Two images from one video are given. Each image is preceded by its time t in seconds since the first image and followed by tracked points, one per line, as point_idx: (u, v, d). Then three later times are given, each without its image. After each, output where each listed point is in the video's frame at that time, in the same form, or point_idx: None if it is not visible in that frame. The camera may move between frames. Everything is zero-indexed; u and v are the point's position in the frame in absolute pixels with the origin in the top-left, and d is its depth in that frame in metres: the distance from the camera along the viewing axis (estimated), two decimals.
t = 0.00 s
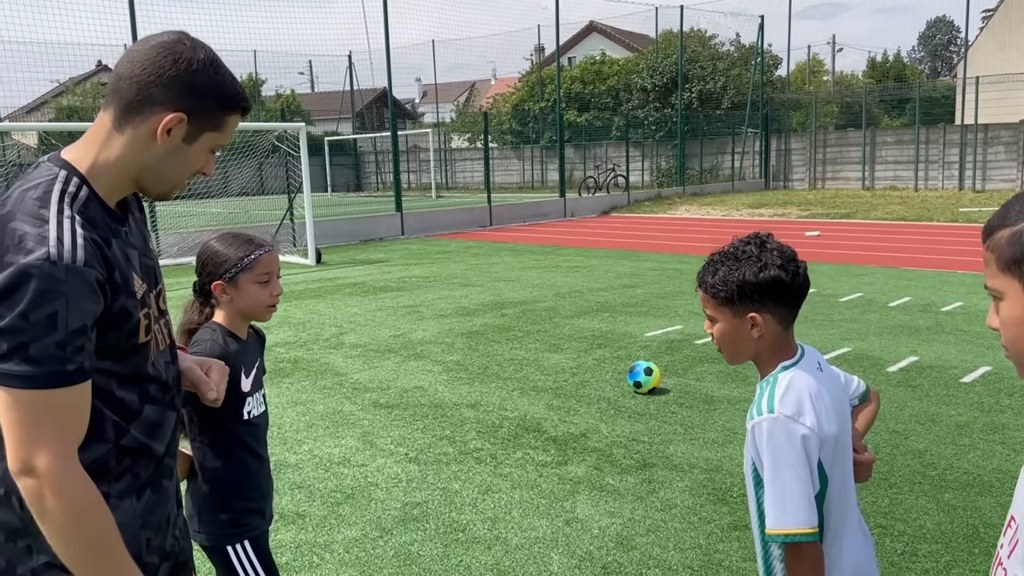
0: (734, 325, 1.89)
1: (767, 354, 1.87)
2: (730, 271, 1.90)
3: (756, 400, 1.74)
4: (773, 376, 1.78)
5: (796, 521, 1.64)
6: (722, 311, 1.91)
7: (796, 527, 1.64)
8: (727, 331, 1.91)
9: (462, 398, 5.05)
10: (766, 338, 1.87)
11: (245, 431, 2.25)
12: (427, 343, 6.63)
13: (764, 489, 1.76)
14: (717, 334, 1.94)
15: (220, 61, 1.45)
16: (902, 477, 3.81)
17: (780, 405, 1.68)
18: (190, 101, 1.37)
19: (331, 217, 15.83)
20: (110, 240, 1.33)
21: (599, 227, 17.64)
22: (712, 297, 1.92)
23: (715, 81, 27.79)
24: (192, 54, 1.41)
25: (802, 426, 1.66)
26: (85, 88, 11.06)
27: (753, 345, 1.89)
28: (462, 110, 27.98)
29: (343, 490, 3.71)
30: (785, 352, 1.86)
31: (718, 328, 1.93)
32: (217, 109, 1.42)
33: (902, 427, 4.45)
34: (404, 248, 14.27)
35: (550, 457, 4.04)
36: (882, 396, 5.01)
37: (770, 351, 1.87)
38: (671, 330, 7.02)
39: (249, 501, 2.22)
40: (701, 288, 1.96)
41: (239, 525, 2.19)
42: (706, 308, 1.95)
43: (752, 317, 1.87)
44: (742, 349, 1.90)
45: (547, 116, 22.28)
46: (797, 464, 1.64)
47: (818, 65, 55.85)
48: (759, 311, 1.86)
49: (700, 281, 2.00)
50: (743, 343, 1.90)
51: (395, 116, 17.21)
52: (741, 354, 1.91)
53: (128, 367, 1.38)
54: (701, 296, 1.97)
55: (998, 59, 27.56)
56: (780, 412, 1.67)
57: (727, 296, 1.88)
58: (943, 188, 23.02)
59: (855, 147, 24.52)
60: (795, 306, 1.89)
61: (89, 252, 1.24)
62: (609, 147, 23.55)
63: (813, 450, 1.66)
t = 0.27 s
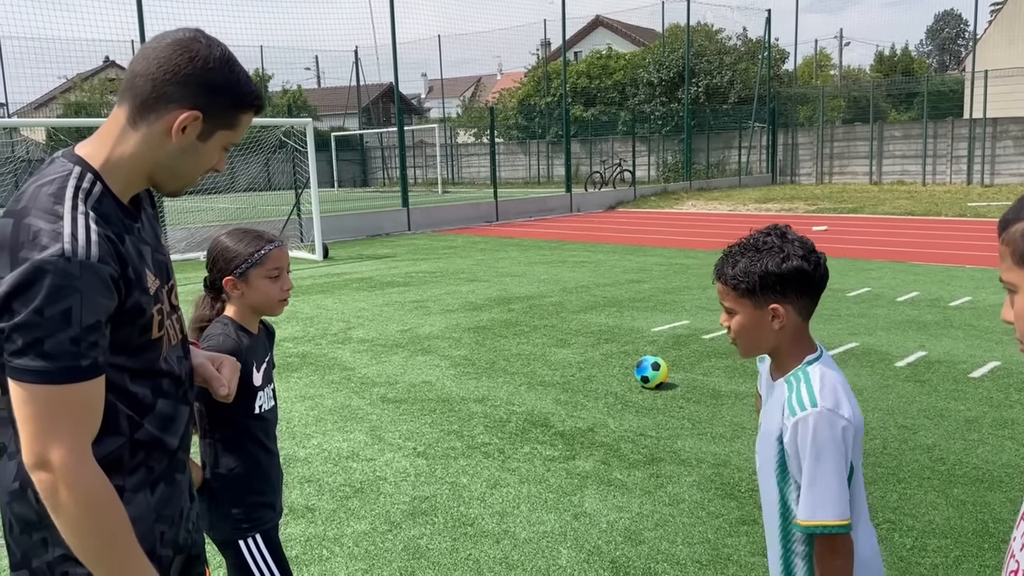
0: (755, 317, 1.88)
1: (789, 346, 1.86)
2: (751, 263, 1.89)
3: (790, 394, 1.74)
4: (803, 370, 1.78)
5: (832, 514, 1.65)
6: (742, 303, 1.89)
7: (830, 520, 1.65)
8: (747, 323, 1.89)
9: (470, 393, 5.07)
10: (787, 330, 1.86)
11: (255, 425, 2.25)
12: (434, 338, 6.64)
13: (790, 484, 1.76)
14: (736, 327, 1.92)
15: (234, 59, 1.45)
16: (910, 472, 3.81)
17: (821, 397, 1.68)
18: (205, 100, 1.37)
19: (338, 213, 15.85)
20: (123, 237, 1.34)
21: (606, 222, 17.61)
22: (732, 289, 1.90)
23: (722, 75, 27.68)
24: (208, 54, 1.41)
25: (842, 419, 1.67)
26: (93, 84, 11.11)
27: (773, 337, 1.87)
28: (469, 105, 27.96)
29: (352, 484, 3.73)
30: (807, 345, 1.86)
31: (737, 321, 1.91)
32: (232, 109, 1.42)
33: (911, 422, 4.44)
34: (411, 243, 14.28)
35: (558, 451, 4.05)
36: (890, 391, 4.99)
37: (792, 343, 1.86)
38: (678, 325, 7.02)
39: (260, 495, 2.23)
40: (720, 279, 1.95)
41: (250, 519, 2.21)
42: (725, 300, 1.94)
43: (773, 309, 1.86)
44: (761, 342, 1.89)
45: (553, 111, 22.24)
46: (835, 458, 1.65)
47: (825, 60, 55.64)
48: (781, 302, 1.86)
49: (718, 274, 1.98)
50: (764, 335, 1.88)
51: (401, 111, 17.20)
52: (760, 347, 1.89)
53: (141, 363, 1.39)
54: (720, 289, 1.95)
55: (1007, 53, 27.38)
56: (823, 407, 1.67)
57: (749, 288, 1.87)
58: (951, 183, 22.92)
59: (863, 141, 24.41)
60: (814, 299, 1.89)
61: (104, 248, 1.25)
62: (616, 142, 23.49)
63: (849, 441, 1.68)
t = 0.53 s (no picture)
0: (786, 303, 1.84)
1: (819, 334, 1.83)
2: (784, 248, 1.86)
3: (827, 385, 1.72)
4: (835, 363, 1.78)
5: (868, 508, 1.63)
6: (774, 289, 1.86)
7: (865, 513, 1.63)
8: (778, 309, 1.85)
9: (476, 387, 5.07)
10: (818, 318, 1.83)
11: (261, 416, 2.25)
12: (441, 332, 6.65)
13: (821, 476, 1.75)
14: (764, 314, 1.88)
15: (240, 51, 1.44)
16: (919, 467, 3.79)
17: (864, 389, 1.68)
18: (211, 90, 1.36)
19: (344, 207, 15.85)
20: (131, 231, 1.33)
21: (612, 216, 17.57)
22: (763, 274, 1.87)
23: (729, 69, 27.54)
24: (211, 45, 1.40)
25: (878, 411, 1.67)
26: (100, 78, 11.14)
27: (802, 325, 1.84)
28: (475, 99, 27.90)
29: (359, 478, 3.73)
30: (835, 334, 1.84)
31: (766, 308, 1.88)
32: (239, 101, 1.41)
33: (919, 416, 4.42)
34: (417, 237, 14.28)
35: (565, 445, 4.05)
36: (898, 385, 4.97)
37: (822, 332, 1.83)
38: (685, 319, 7.00)
39: (269, 485, 2.23)
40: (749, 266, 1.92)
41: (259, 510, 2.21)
42: (754, 287, 1.90)
43: (806, 295, 1.83)
44: (790, 331, 1.85)
45: (559, 105, 22.17)
46: (874, 450, 1.65)
47: (832, 54, 55.42)
48: (813, 289, 1.83)
49: (746, 261, 1.95)
50: (793, 323, 1.85)
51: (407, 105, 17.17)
52: (789, 335, 1.85)
53: (149, 357, 1.38)
54: (749, 274, 1.91)
55: (1016, 45, 27.20)
56: (865, 398, 1.67)
57: (784, 273, 1.83)
58: (959, 176, 22.81)
59: (871, 135, 24.28)
60: (845, 287, 1.87)
61: (112, 242, 1.25)
62: (622, 136, 23.42)
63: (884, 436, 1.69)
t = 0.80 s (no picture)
0: (800, 293, 1.83)
1: (830, 325, 1.82)
2: (798, 240, 1.85)
3: (842, 375, 1.72)
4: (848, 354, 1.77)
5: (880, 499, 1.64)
6: (787, 280, 1.84)
7: (877, 504, 1.63)
8: (791, 300, 1.84)
9: (483, 381, 5.07)
10: (831, 308, 1.82)
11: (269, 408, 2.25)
12: (447, 327, 6.65)
13: (834, 467, 1.74)
14: (777, 306, 1.87)
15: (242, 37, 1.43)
16: (927, 461, 3.78)
17: (878, 380, 1.68)
18: (211, 75, 1.35)
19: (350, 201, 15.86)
20: (139, 222, 1.33)
21: (618, 210, 17.54)
22: (777, 265, 1.86)
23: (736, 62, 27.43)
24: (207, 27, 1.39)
25: (894, 404, 1.67)
26: (106, 72, 11.17)
27: (815, 316, 1.83)
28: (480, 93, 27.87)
29: (366, 471, 3.74)
30: (846, 324, 1.83)
31: (779, 299, 1.86)
32: (241, 87, 1.40)
33: (926, 411, 4.40)
34: (423, 232, 14.28)
35: (571, 439, 4.05)
36: (905, 380, 4.96)
37: (834, 322, 1.83)
38: (691, 313, 6.99)
39: (277, 480, 2.23)
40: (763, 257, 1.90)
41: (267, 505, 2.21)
42: (767, 278, 1.89)
43: (820, 284, 1.82)
44: (803, 322, 1.84)
45: (565, 99, 22.12)
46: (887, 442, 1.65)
47: (839, 47, 55.27)
48: (828, 278, 1.82)
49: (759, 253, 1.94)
50: (806, 314, 1.83)
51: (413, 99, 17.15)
52: (802, 326, 1.84)
53: (157, 349, 1.39)
54: (763, 265, 1.90)
55: None
56: (880, 389, 1.67)
57: (797, 264, 1.82)
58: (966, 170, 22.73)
59: (878, 129, 24.19)
60: (858, 277, 1.86)
61: (120, 234, 1.24)
62: (628, 130, 23.37)
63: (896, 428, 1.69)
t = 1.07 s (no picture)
0: (810, 286, 1.83)
1: (838, 319, 1.82)
2: (813, 233, 1.83)
3: (830, 369, 1.71)
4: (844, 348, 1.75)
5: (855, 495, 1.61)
6: (799, 272, 1.84)
7: (850, 500, 1.61)
8: (801, 292, 1.84)
9: (488, 376, 5.07)
10: (839, 303, 1.82)
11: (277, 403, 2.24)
12: (453, 322, 6.64)
13: (825, 461, 1.73)
14: (784, 299, 1.87)
15: (239, 21, 1.42)
16: (934, 457, 3.76)
17: (859, 375, 1.65)
18: (210, 59, 1.34)
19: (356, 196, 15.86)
20: (146, 211, 1.33)
21: (624, 206, 17.49)
22: (789, 256, 1.86)
23: (743, 57, 27.27)
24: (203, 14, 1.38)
25: (876, 400, 1.64)
26: (112, 67, 11.18)
27: (821, 309, 1.83)
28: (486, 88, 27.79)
29: (372, 466, 3.74)
30: (853, 321, 1.83)
31: (788, 291, 1.87)
32: (240, 68, 1.39)
33: (934, 407, 4.38)
34: (429, 227, 14.27)
35: (578, 435, 4.04)
36: (913, 375, 4.94)
37: (842, 317, 1.83)
38: (698, 308, 6.97)
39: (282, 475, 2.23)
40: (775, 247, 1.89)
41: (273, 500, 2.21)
42: (778, 270, 1.89)
43: (831, 278, 1.81)
44: (810, 314, 1.84)
45: (572, 94, 22.05)
46: (868, 437, 1.62)
47: (847, 42, 55.04)
48: (840, 272, 1.82)
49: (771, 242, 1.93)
50: (812, 307, 1.83)
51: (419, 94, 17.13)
52: (808, 318, 1.84)
53: (165, 340, 1.38)
54: (775, 255, 1.89)
55: None
56: (859, 384, 1.64)
57: (813, 256, 1.81)
58: (975, 166, 22.61)
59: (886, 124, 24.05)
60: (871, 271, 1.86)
61: (126, 223, 1.24)
62: (635, 125, 23.28)
63: (883, 425, 1.65)
